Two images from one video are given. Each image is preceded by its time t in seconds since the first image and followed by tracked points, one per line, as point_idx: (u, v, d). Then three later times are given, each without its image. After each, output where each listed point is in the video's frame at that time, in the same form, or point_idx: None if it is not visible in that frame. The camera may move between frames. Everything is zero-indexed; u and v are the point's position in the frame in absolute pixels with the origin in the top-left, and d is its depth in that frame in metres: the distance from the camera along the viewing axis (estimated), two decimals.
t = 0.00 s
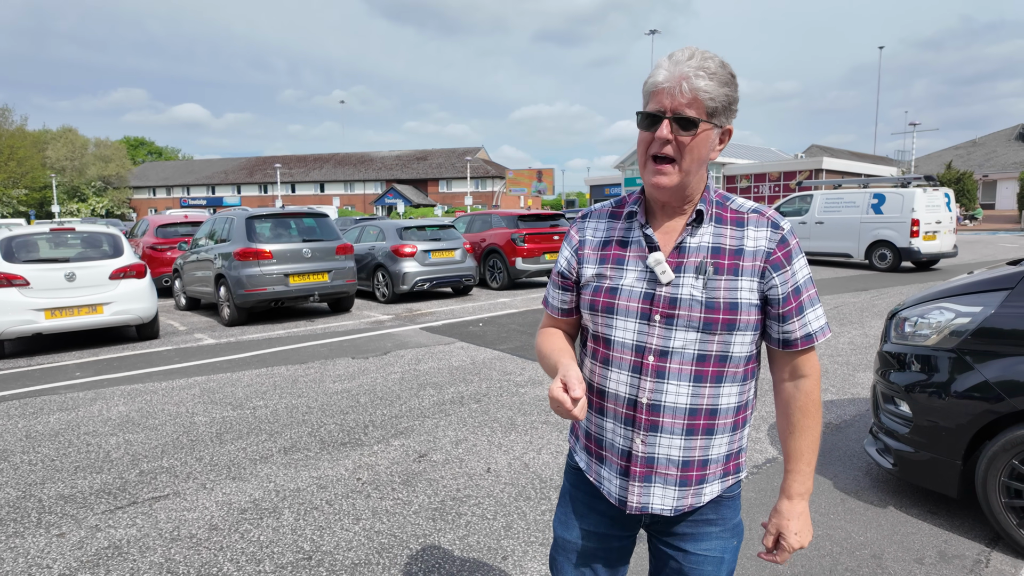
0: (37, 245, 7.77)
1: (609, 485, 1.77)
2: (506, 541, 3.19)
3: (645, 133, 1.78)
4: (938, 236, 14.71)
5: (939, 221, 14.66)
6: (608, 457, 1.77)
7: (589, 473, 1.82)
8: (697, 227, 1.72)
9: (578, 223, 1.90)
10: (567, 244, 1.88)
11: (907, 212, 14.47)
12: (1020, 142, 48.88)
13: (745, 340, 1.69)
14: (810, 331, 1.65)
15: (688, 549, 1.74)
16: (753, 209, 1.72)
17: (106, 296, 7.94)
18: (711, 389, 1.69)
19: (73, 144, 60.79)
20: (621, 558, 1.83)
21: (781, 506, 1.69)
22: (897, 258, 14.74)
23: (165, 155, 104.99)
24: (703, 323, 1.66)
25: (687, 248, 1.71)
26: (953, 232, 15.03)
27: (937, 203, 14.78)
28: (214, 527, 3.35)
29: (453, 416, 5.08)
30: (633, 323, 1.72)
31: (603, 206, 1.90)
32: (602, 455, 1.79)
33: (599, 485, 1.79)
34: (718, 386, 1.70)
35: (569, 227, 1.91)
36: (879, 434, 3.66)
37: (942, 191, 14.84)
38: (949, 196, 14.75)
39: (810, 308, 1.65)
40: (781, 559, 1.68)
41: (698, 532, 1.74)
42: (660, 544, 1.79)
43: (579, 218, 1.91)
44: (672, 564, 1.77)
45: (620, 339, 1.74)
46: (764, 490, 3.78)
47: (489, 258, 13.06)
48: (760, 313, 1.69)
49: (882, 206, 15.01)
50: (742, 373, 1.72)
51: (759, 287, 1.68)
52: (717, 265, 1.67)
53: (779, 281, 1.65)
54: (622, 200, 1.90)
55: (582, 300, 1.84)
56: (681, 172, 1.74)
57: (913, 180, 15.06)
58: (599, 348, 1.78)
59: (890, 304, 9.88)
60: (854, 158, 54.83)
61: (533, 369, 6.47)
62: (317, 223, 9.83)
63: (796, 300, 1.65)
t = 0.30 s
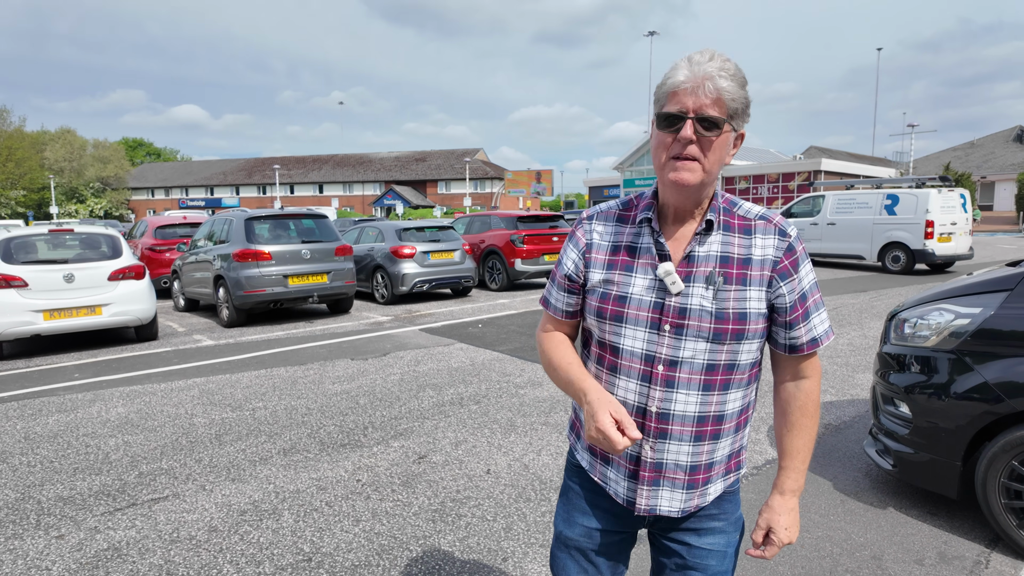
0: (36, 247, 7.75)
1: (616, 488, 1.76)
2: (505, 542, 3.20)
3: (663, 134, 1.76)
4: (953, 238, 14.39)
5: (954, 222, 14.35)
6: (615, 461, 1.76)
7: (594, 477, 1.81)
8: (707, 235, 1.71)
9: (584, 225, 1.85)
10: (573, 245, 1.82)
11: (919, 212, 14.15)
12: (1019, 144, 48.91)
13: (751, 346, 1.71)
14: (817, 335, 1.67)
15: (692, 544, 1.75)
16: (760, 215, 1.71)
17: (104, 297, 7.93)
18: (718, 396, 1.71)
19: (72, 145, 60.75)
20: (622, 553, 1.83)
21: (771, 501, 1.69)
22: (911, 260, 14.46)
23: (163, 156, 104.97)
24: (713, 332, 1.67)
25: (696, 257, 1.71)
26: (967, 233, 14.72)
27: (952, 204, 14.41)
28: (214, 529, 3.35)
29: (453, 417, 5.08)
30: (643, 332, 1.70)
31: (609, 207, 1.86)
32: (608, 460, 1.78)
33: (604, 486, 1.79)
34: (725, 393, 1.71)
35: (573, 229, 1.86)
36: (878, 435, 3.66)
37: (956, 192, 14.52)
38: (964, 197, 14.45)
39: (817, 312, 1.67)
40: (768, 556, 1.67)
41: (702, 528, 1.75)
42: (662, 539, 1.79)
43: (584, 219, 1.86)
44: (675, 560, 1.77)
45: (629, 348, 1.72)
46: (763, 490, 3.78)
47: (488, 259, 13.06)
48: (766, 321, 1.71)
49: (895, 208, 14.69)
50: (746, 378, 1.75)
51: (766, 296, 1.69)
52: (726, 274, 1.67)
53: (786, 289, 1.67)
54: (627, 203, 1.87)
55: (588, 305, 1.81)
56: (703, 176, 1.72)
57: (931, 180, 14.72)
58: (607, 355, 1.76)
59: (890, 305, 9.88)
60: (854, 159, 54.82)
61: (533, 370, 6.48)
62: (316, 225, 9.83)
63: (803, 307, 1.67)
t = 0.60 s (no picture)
0: (35, 248, 7.74)
1: (604, 477, 1.70)
2: (505, 541, 3.19)
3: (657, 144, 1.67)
4: (971, 239, 13.88)
5: (971, 223, 13.86)
6: (607, 451, 1.70)
7: (583, 466, 1.73)
8: (701, 235, 1.70)
9: (591, 208, 1.74)
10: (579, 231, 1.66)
11: (936, 213, 13.64)
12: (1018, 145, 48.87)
13: (743, 339, 1.74)
14: (792, 324, 1.80)
15: (685, 530, 1.77)
16: (742, 215, 1.75)
17: (104, 297, 7.92)
18: (711, 386, 1.73)
19: (71, 146, 60.77)
20: (614, 547, 1.80)
21: (753, 477, 1.85)
22: (926, 262, 14.00)
23: (162, 157, 104.93)
24: (711, 327, 1.68)
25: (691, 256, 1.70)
26: (985, 235, 14.19)
27: (969, 205, 13.87)
28: (214, 528, 3.35)
29: (453, 417, 5.08)
30: (646, 326, 1.65)
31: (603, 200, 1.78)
32: (600, 450, 1.71)
33: (591, 476, 1.72)
34: (716, 382, 1.74)
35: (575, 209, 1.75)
36: (877, 434, 3.66)
37: (973, 192, 13.93)
38: (982, 198, 13.88)
39: (792, 304, 1.79)
40: (752, 526, 1.83)
41: (693, 512, 1.77)
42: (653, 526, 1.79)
43: (592, 203, 1.76)
44: (670, 549, 1.77)
45: (631, 341, 1.66)
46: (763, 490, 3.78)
47: (487, 260, 13.06)
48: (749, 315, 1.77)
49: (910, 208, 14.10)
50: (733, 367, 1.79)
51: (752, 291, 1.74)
52: (719, 273, 1.68)
53: (769, 284, 1.75)
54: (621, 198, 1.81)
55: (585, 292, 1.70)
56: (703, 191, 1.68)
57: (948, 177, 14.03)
58: (605, 346, 1.68)
59: (888, 306, 9.87)
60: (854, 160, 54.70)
61: (533, 370, 6.48)
62: (315, 225, 9.83)
63: (782, 299, 1.78)
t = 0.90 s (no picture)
0: (36, 248, 7.74)
1: (615, 483, 1.68)
2: (509, 541, 3.19)
3: (629, 155, 1.68)
4: (989, 240, 13.75)
5: (989, 225, 13.73)
6: (614, 457, 1.68)
7: (587, 478, 1.68)
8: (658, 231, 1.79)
9: (556, 222, 1.67)
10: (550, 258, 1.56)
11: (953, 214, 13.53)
12: (1016, 146, 49.01)
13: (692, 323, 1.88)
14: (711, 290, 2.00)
15: (662, 515, 1.80)
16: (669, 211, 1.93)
17: (105, 298, 7.92)
18: (681, 369, 1.82)
19: (70, 146, 60.72)
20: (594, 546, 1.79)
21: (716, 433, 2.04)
22: (943, 263, 13.92)
23: (162, 159, 104.99)
24: (680, 313, 1.76)
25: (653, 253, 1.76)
26: (1004, 236, 14.05)
27: (988, 205, 13.75)
28: (218, 528, 3.34)
29: (454, 417, 5.08)
30: (631, 326, 1.66)
31: (557, 211, 1.72)
32: (604, 456, 1.67)
33: (599, 485, 1.68)
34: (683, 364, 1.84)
35: (537, 228, 1.65)
36: (878, 435, 3.66)
37: (993, 192, 13.81)
38: (1002, 198, 13.75)
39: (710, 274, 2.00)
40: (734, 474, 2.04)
41: (667, 496, 1.82)
42: (629, 517, 1.81)
43: (554, 217, 1.68)
44: (649, 536, 1.80)
45: (621, 343, 1.65)
46: (764, 490, 3.78)
47: (487, 260, 13.07)
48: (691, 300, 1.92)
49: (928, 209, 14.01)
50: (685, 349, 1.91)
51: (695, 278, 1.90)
52: (675, 263, 1.78)
53: (703, 267, 1.92)
54: (574, 208, 1.76)
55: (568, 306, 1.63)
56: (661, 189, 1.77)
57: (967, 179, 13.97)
58: (599, 356, 1.64)
59: (887, 306, 9.90)
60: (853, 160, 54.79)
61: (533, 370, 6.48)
62: (316, 225, 9.83)
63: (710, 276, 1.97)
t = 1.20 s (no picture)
0: (35, 248, 7.74)
1: (597, 458, 1.80)
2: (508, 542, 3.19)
3: (593, 150, 1.76)
4: (1009, 241, 13.51)
5: (1010, 226, 13.44)
6: (594, 437, 1.79)
7: (573, 463, 1.77)
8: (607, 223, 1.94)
9: (508, 245, 1.68)
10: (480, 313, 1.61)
11: (970, 213, 13.35)
12: (1016, 146, 49.00)
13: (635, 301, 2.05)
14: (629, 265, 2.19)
15: (618, 479, 1.93)
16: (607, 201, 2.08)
17: (105, 298, 7.92)
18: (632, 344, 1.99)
19: (70, 147, 60.67)
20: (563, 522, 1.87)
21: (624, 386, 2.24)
22: (961, 263, 13.72)
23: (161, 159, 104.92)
24: (631, 297, 1.93)
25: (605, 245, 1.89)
26: None
27: (1009, 205, 13.48)
28: (216, 529, 3.34)
29: (453, 417, 5.08)
30: (596, 320, 1.76)
31: (511, 223, 1.73)
32: (584, 440, 1.78)
33: (586, 464, 1.79)
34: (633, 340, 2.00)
35: (492, 253, 1.67)
36: (878, 435, 3.66)
37: (1015, 192, 13.51)
38: None
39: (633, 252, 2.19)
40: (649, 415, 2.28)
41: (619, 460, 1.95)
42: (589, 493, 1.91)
43: (505, 238, 1.69)
44: (609, 500, 1.92)
45: (590, 338, 1.75)
46: (763, 490, 3.78)
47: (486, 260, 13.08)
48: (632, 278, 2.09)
49: (944, 209, 13.85)
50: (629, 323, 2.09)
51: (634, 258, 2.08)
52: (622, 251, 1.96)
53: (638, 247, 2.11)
54: (526, 216, 1.77)
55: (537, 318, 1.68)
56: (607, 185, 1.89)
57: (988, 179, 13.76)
58: (571, 354, 1.72)
59: (887, 306, 9.89)
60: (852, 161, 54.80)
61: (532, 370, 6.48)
62: (315, 225, 9.82)
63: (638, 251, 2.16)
